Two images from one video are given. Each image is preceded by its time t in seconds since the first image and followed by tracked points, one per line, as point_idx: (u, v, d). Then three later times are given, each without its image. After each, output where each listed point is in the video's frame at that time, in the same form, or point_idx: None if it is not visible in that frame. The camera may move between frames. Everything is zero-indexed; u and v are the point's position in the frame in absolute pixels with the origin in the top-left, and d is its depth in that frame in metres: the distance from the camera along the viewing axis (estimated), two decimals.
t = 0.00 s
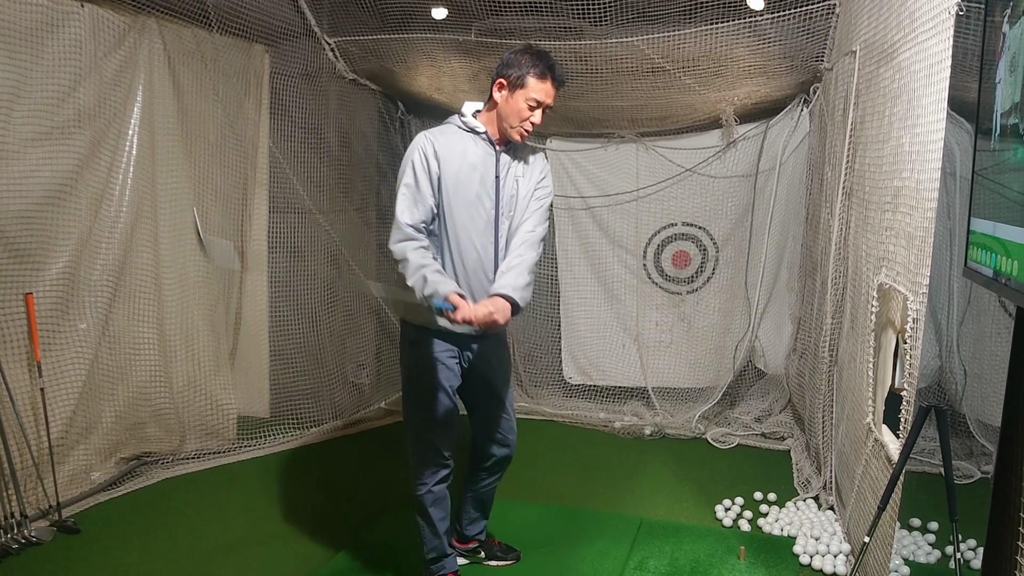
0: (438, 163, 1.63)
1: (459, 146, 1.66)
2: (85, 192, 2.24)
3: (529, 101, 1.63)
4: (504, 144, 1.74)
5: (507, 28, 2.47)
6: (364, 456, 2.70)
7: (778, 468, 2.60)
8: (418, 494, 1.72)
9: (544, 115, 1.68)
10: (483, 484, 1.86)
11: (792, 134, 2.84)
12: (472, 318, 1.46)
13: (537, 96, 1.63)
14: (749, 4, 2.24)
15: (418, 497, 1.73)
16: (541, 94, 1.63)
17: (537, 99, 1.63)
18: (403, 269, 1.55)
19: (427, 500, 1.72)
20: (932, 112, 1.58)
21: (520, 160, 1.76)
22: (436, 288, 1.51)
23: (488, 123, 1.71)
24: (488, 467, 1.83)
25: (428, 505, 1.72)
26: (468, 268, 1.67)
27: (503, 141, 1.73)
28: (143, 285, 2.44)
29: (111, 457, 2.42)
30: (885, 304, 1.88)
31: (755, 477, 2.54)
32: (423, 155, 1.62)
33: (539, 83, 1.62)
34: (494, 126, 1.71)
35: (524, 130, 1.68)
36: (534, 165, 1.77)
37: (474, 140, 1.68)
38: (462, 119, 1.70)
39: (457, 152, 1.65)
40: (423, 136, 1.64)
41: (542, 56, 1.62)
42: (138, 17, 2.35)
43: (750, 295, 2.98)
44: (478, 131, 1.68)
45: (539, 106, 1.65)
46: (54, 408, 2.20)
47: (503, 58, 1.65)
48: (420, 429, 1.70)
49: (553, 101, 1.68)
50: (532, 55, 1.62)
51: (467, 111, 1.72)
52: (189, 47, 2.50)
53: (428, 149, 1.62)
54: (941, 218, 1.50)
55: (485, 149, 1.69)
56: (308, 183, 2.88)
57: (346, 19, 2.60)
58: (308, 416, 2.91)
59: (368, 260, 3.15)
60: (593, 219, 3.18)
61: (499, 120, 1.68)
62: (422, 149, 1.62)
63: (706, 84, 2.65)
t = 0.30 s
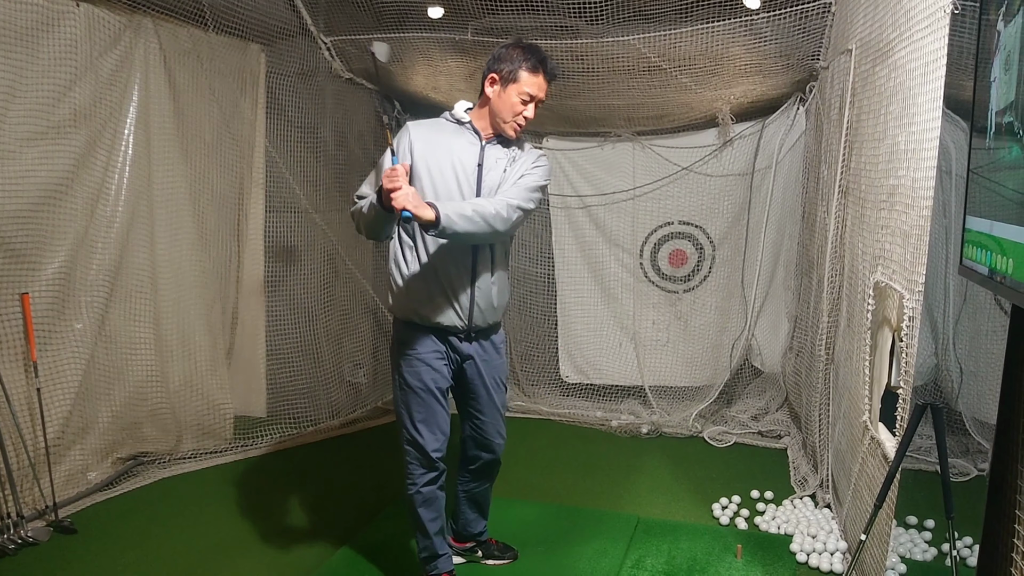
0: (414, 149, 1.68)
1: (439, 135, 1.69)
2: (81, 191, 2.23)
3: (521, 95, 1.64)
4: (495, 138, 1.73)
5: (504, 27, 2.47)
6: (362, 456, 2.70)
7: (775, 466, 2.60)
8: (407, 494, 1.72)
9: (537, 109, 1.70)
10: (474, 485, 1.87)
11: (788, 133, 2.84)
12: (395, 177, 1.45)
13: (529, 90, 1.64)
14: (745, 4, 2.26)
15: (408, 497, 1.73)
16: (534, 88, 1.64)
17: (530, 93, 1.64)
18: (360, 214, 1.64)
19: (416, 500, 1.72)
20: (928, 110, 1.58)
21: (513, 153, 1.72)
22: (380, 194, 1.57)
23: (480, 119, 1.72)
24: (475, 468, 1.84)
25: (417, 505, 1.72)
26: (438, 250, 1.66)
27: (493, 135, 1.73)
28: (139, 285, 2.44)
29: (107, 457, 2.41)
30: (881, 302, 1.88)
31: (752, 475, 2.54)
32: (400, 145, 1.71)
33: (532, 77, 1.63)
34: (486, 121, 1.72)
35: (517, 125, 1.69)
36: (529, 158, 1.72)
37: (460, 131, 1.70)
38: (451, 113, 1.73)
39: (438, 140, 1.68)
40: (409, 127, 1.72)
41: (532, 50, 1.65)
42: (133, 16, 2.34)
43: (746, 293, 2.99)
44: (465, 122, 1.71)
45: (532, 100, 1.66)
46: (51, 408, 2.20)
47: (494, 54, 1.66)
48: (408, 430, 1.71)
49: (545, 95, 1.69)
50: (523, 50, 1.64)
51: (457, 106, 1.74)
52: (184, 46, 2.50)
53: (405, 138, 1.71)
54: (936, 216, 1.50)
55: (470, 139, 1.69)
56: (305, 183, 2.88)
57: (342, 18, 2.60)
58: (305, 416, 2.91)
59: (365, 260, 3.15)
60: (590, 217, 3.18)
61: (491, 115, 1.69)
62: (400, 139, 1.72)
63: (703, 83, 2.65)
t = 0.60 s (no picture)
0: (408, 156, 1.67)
1: (435, 141, 1.68)
2: (80, 192, 2.23)
3: (509, 95, 1.64)
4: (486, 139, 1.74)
5: (502, 28, 2.47)
6: (361, 456, 2.70)
7: (773, 466, 2.61)
8: (405, 496, 1.72)
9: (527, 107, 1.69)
10: (473, 485, 1.87)
11: (786, 133, 2.85)
12: (406, 215, 1.48)
13: (517, 89, 1.63)
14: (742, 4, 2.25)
15: (405, 499, 1.73)
16: (522, 86, 1.63)
17: (518, 92, 1.64)
18: (364, 232, 1.63)
19: (413, 502, 1.72)
20: (926, 111, 1.59)
21: (505, 153, 1.74)
22: (388, 221, 1.58)
23: (470, 119, 1.73)
24: (475, 469, 1.84)
25: (414, 507, 1.72)
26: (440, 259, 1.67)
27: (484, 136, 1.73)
28: (138, 286, 2.44)
29: (106, 458, 2.41)
30: (879, 303, 1.88)
31: (751, 475, 2.54)
32: (395, 152, 1.69)
33: (519, 76, 1.63)
34: (475, 121, 1.72)
35: (507, 124, 1.69)
36: (523, 162, 1.75)
37: (452, 134, 1.70)
38: (441, 115, 1.73)
39: (431, 144, 1.68)
40: (399, 132, 1.70)
41: (519, 48, 1.64)
42: (131, 16, 2.34)
43: (745, 294, 2.99)
44: (457, 124, 1.70)
45: (520, 99, 1.65)
46: (49, 409, 2.19)
47: (481, 53, 1.66)
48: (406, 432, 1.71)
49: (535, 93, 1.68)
50: (510, 48, 1.63)
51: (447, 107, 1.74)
52: (183, 47, 2.50)
53: (400, 146, 1.68)
54: (935, 216, 1.50)
55: (463, 142, 1.69)
56: (303, 184, 2.88)
57: (340, 19, 2.59)
58: (304, 417, 2.91)
59: (363, 260, 3.15)
60: (588, 218, 3.18)
61: (481, 115, 1.69)
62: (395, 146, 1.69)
63: (701, 83, 2.65)
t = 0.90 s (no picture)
0: (414, 159, 1.64)
1: (436, 142, 1.67)
2: (78, 191, 2.23)
3: (500, 90, 1.64)
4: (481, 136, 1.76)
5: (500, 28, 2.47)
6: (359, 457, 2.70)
7: (771, 466, 2.61)
8: (407, 499, 1.72)
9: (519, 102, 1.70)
10: (471, 483, 1.87)
11: (784, 134, 2.85)
12: (410, 246, 1.46)
13: (507, 85, 1.64)
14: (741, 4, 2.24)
15: (407, 502, 1.73)
16: (513, 81, 1.64)
17: (509, 87, 1.64)
18: (365, 253, 1.57)
19: (415, 505, 1.72)
20: (924, 112, 1.59)
21: (498, 152, 1.79)
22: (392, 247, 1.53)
23: (461, 116, 1.73)
24: (476, 465, 1.85)
25: (416, 510, 1.72)
26: (453, 262, 1.66)
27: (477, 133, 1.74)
28: (136, 286, 2.44)
29: (104, 458, 2.41)
30: (877, 304, 1.88)
31: (749, 476, 2.54)
32: (397, 157, 1.64)
33: (509, 71, 1.63)
34: (467, 117, 1.72)
35: (499, 120, 1.69)
36: (514, 161, 1.82)
37: (450, 133, 1.70)
38: (434, 114, 1.72)
39: (434, 146, 1.67)
40: (398, 135, 1.66)
41: (508, 43, 1.64)
42: (129, 16, 2.34)
43: (743, 294, 2.99)
44: (455, 124, 1.70)
45: (512, 94, 1.65)
46: (47, 409, 2.19)
47: (470, 48, 1.66)
48: (412, 437, 1.69)
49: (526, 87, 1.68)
50: (498, 43, 1.63)
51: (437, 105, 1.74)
52: (181, 47, 2.50)
53: (403, 151, 1.64)
54: (932, 216, 1.50)
55: (462, 141, 1.70)
56: (301, 184, 2.88)
57: (339, 19, 2.59)
58: (302, 417, 2.91)
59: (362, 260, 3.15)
60: (587, 218, 3.19)
61: (472, 112, 1.70)
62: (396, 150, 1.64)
63: (700, 84, 2.65)
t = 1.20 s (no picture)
0: (423, 161, 1.63)
1: (441, 144, 1.67)
2: (76, 192, 2.23)
3: (499, 91, 1.64)
4: (480, 136, 1.77)
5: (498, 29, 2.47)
6: (359, 458, 2.70)
7: (770, 467, 2.61)
8: (412, 503, 1.71)
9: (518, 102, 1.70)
10: (474, 484, 1.87)
11: (783, 136, 2.86)
12: (435, 255, 1.42)
13: (506, 85, 1.64)
14: (740, 6, 2.26)
15: (410, 505, 1.72)
16: (511, 81, 1.64)
17: (507, 87, 1.64)
18: (382, 262, 1.52)
19: (420, 508, 1.71)
20: (921, 114, 1.59)
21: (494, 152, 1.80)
22: (413, 255, 1.48)
23: (460, 116, 1.73)
24: (480, 466, 1.85)
25: (421, 513, 1.71)
26: (463, 264, 1.67)
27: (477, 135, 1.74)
28: (135, 287, 2.44)
29: (102, 459, 2.41)
30: (875, 305, 1.89)
31: (747, 477, 2.55)
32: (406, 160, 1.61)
33: (508, 71, 1.63)
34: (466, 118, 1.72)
35: (498, 121, 1.69)
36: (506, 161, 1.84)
37: (452, 134, 1.70)
38: (433, 115, 1.71)
39: (438, 147, 1.66)
40: (402, 138, 1.63)
41: (506, 44, 1.64)
42: (128, 17, 2.34)
43: (741, 296, 3.00)
44: (456, 125, 1.71)
45: (511, 95, 1.66)
46: (45, 410, 2.19)
47: (468, 49, 1.65)
48: (420, 440, 1.68)
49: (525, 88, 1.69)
50: (497, 45, 1.63)
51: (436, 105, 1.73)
52: (180, 48, 2.50)
53: (411, 153, 1.62)
54: (930, 217, 1.50)
55: (464, 142, 1.70)
56: (300, 185, 2.88)
57: (338, 21, 2.59)
58: (300, 418, 2.91)
59: (360, 261, 3.15)
60: (585, 220, 3.19)
61: (471, 113, 1.70)
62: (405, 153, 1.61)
63: (698, 86, 2.65)
